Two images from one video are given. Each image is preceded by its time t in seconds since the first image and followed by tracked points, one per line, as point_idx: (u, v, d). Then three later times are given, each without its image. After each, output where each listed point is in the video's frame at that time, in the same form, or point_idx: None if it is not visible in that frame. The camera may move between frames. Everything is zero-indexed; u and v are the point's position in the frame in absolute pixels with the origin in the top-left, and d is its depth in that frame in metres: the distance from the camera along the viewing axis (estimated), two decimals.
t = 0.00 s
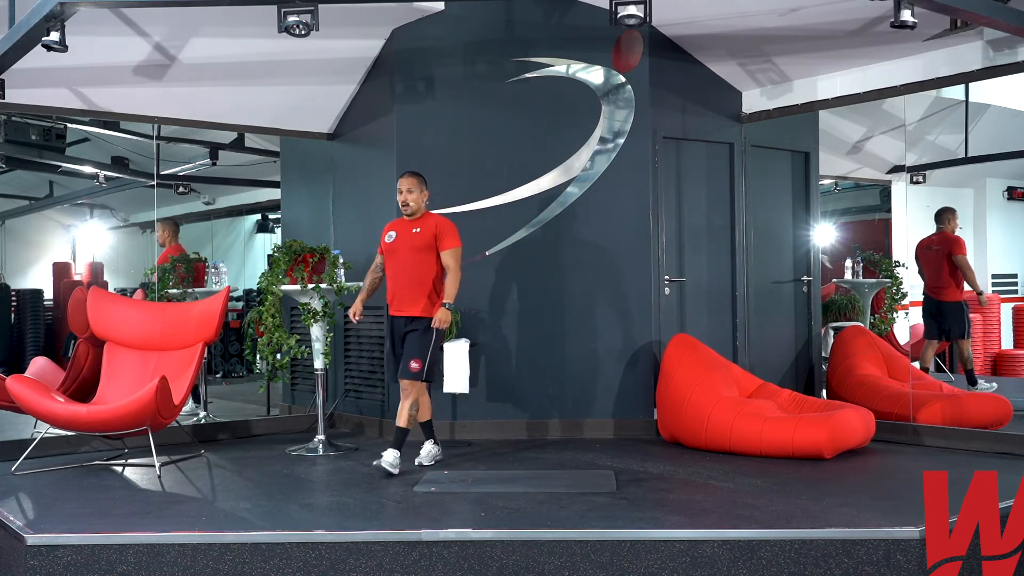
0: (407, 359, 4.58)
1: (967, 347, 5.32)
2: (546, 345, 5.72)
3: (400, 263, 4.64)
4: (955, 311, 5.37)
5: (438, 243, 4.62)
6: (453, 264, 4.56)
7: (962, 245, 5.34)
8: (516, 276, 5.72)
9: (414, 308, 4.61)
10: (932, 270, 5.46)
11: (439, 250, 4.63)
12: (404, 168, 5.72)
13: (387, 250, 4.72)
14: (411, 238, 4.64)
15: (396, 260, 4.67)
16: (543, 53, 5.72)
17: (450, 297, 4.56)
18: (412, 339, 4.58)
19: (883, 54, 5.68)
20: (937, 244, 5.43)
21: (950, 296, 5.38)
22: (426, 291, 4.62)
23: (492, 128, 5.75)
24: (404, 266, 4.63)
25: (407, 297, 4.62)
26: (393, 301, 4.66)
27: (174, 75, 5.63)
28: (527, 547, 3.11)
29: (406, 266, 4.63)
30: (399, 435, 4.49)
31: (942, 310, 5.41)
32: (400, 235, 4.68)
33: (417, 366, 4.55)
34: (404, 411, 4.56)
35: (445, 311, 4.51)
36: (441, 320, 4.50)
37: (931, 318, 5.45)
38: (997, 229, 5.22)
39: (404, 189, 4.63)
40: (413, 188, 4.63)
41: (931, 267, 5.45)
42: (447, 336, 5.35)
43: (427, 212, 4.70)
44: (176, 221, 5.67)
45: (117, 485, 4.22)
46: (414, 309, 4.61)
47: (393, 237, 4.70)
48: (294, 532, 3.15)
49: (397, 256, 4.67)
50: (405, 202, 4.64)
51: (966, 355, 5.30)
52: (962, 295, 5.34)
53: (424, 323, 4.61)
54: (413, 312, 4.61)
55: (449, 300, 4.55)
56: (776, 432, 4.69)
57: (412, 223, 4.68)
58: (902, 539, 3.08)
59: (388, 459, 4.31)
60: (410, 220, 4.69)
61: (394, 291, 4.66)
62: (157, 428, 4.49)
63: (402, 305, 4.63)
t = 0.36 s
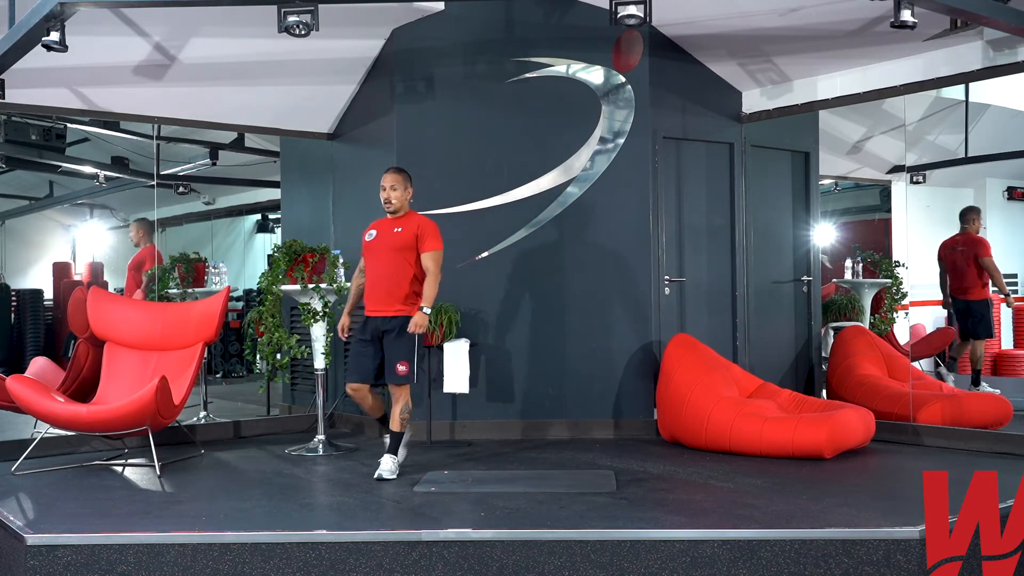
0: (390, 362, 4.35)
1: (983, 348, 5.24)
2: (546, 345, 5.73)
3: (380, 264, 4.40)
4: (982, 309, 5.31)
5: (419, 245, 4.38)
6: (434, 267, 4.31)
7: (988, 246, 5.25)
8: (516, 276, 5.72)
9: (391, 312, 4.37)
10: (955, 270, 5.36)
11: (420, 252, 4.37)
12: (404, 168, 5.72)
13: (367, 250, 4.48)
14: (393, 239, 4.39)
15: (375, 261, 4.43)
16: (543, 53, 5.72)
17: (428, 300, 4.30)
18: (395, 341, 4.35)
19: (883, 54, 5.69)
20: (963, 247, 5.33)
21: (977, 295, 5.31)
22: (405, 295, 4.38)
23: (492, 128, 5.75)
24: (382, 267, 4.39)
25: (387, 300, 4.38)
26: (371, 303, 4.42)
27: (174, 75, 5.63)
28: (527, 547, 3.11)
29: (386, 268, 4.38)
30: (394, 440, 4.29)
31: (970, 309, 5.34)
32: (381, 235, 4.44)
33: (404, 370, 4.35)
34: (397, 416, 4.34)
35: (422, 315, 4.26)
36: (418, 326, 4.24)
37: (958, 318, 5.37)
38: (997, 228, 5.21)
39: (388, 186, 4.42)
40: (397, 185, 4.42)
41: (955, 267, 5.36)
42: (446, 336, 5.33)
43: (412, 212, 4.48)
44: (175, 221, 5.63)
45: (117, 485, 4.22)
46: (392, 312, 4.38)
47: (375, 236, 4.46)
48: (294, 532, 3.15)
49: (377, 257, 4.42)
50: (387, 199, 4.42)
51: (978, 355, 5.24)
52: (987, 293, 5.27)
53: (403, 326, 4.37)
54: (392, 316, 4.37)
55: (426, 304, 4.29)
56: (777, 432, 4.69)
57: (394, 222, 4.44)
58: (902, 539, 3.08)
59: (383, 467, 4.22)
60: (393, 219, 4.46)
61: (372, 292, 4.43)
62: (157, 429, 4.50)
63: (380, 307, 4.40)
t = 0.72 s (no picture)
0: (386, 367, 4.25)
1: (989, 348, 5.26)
2: (546, 345, 5.73)
3: (372, 268, 4.24)
4: (992, 310, 5.28)
5: (410, 247, 4.29)
6: (425, 269, 4.25)
7: (999, 247, 5.25)
8: (516, 276, 5.72)
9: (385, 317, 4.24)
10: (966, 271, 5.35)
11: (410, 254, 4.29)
12: (404, 168, 5.72)
13: (353, 254, 4.28)
14: (384, 241, 4.24)
15: (366, 265, 4.25)
16: (543, 53, 5.72)
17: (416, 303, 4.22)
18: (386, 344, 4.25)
19: (883, 54, 5.68)
20: (975, 248, 5.31)
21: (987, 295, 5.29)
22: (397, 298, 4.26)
23: (492, 128, 5.75)
24: (375, 271, 4.24)
25: (381, 305, 4.23)
26: (361, 309, 4.24)
27: (174, 75, 5.62)
28: (527, 547, 3.11)
29: (379, 272, 4.23)
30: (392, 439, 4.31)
31: (980, 308, 5.30)
32: (368, 237, 4.27)
33: (401, 374, 4.28)
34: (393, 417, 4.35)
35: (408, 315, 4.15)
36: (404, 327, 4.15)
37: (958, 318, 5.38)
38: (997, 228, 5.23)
39: (372, 185, 4.25)
40: (381, 184, 4.27)
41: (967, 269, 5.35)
42: (446, 336, 5.33)
43: (396, 213, 4.35)
44: (175, 221, 5.58)
45: (117, 485, 4.22)
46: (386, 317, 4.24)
47: (361, 238, 4.28)
48: (294, 532, 3.15)
49: (367, 260, 4.25)
50: (371, 199, 4.25)
51: (978, 355, 5.26)
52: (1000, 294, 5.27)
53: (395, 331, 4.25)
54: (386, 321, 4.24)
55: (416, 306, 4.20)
56: (776, 432, 4.69)
57: (382, 224, 4.29)
58: (902, 539, 3.08)
59: (383, 467, 4.24)
60: (379, 220, 4.30)
61: (361, 298, 4.25)
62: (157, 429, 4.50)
63: (373, 311, 4.23)
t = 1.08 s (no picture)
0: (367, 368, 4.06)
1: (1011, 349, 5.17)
2: (546, 345, 5.72)
3: (358, 265, 4.02)
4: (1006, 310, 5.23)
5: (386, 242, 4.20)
6: (405, 266, 4.29)
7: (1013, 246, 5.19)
8: (516, 276, 5.72)
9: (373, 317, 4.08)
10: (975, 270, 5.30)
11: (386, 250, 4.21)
12: (404, 168, 5.72)
13: (333, 252, 4.00)
14: (366, 237, 4.05)
15: (350, 263, 4.01)
16: (544, 53, 5.72)
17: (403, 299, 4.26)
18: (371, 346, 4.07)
19: (883, 54, 5.68)
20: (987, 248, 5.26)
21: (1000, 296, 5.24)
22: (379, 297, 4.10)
23: (492, 128, 5.75)
24: (360, 270, 4.03)
25: (368, 303, 4.06)
26: (348, 309, 4.02)
27: (173, 75, 5.61)
28: (527, 547, 3.11)
29: (365, 270, 4.04)
30: (385, 436, 4.30)
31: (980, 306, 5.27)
32: (348, 234, 4.02)
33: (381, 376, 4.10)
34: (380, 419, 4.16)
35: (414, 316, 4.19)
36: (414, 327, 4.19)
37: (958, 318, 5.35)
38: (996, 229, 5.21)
39: (347, 178, 4.00)
40: (354, 178, 4.04)
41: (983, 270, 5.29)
42: (446, 336, 5.33)
43: (363, 208, 4.15)
44: (175, 221, 5.66)
45: (117, 485, 4.22)
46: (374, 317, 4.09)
47: (340, 235, 4.02)
48: (294, 532, 3.15)
49: (349, 258, 4.01)
50: (346, 193, 4.01)
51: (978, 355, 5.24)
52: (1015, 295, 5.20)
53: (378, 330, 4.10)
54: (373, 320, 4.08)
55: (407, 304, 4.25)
56: (777, 432, 4.69)
57: (359, 220, 4.07)
58: (902, 539, 3.08)
59: (382, 467, 4.23)
60: (353, 215, 4.09)
61: (347, 298, 4.02)
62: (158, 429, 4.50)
63: (362, 311, 4.04)
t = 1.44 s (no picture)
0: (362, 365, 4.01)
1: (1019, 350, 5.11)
2: (545, 345, 5.73)
3: (350, 265, 4.02)
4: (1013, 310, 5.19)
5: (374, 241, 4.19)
6: (390, 264, 4.30)
7: None
8: (516, 276, 5.72)
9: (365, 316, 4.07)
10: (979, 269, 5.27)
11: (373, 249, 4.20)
12: (404, 167, 5.72)
13: (326, 253, 3.96)
14: (358, 238, 4.04)
15: (343, 264, 4.00)
16: (544, 53, 5.72)
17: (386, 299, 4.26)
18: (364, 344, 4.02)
19: (883, 54, 5.68)
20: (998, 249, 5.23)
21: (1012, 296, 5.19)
22: (370, 296, 4.10)
23: (492, 128, 5.75)
24: (354, 270, 4.02)
25: (361, 303, 4.05)
26: (342, 310, 4.00)
27: (174, 75, 5.57)
28: (527, 547, 3.11)
29: (358, 270, 4.04)
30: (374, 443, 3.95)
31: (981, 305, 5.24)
32: (340, 234, 4.00)
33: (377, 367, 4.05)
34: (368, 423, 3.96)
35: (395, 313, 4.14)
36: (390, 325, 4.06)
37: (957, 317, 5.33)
38: (996, 228, 5.22)
39: (337, 178, 3.97)
40: (344, 178, 4.01)
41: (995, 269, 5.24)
42: (446, 336, 5.33)
43: (350, 206, 4.12)
44: (175, 221, 5.68)
45: (117, 485, 4.22)
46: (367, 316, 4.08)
47: (331, 235, 3.99)
48: (294, 532, 3.15)
49: (342, 259, 4.00)
50: (336, 192, 3.98)
51: (978, 355, 5.23)
52: None
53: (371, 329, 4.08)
54: (366, 319, 4.07)
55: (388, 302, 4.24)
56: (777, 432, 4.69)
57: (349, 220, 4.05)
58: (902, 539, 3.08)
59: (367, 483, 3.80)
60: (341, 215, 4.06)
61: (340, 298, 4.00)
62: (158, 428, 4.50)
63: (355, 311, 4.03)
